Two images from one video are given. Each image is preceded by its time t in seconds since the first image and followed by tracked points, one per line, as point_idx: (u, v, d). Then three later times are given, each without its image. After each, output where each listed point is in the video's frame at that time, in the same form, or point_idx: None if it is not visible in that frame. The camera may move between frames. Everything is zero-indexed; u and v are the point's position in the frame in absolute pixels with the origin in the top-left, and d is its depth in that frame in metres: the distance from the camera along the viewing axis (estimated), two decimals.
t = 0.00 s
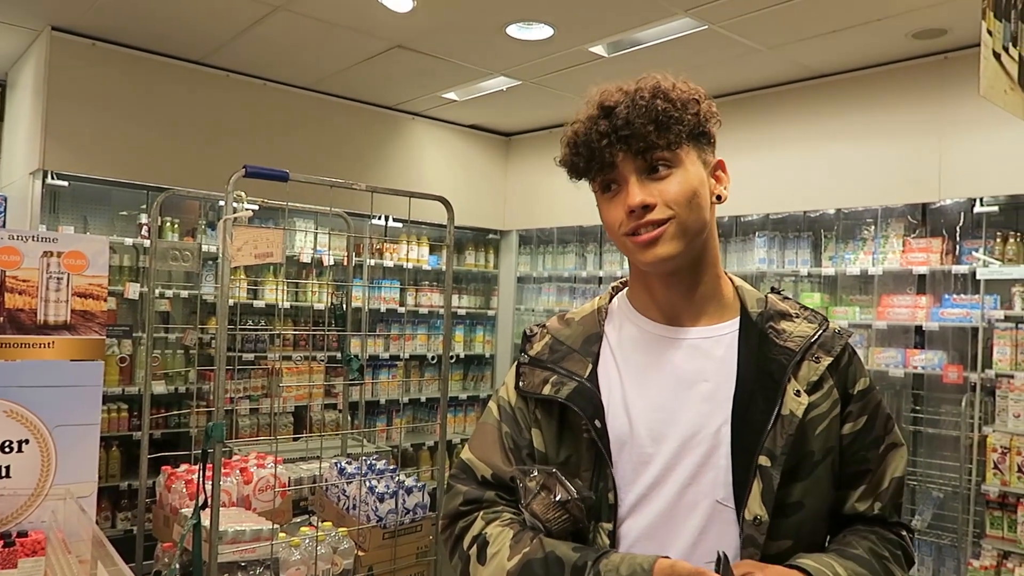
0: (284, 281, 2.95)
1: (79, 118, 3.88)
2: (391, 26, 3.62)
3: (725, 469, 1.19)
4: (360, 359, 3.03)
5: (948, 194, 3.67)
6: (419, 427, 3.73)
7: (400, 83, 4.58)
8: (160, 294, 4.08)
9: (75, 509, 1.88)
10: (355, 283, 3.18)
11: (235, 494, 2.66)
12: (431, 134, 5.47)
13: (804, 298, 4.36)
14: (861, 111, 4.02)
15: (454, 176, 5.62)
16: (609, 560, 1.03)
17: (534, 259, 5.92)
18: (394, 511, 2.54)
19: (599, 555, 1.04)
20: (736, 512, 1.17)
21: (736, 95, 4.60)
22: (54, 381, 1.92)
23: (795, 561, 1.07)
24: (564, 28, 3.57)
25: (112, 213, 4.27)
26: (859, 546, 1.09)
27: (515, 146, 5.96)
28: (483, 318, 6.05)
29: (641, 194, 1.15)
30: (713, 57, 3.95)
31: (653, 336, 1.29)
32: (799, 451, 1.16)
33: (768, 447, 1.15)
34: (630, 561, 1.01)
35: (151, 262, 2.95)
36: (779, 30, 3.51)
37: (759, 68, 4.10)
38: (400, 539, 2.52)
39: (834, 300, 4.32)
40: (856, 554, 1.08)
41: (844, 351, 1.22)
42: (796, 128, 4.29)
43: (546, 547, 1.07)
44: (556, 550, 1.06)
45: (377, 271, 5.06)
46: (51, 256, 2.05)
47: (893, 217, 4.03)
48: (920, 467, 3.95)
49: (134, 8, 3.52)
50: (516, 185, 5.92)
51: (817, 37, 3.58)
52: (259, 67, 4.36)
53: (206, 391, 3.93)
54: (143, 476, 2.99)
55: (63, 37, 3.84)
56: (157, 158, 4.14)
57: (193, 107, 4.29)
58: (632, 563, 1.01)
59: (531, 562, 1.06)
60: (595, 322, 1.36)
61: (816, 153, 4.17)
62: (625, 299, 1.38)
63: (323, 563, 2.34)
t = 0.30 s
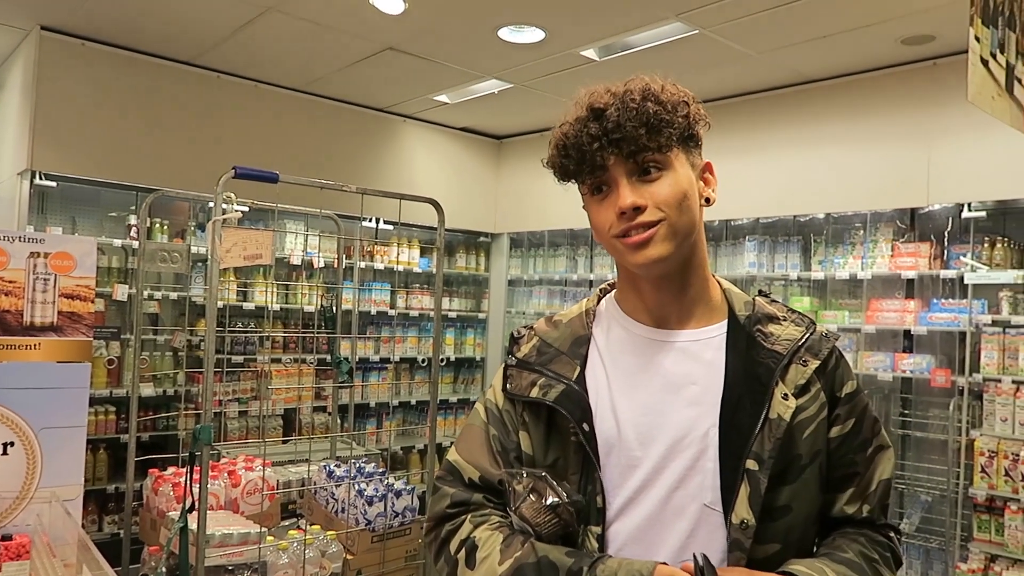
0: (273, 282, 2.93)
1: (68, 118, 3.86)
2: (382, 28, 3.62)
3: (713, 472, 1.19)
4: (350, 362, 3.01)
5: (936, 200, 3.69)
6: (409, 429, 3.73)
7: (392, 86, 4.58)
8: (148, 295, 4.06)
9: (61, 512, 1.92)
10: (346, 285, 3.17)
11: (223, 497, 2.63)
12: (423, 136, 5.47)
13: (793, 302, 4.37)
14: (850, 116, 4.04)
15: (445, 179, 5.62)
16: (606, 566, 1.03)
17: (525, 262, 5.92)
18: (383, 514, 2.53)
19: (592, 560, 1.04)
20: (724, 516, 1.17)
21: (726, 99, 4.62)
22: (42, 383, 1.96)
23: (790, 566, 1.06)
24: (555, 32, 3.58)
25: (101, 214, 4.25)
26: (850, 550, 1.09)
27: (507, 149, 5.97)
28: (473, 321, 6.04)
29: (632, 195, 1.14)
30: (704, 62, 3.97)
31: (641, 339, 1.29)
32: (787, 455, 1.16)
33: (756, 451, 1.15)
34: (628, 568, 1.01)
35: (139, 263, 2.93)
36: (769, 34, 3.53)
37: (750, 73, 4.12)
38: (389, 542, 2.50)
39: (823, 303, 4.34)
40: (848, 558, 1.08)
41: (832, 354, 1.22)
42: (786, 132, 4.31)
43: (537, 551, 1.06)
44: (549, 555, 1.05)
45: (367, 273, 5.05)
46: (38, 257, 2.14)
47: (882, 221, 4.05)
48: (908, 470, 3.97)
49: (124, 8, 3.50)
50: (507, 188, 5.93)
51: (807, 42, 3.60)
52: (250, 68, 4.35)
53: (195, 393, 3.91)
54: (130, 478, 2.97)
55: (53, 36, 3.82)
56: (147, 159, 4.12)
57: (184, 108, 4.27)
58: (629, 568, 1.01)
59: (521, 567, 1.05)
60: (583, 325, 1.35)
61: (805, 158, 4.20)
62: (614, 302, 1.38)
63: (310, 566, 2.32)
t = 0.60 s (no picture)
0: (264, 282, 2.91)
1: (58, 117, 3.84)
2: (375, 28, 3.61)
3: (706, 473, 1.19)
4: (341, 362, 3.00)
5: (926, 202, 3.72)
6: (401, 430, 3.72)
7: (384, 86, 4.58)
8: (138, 295, 4.05)
9: (48, 513, 1.93)
10: (337, 285, 3.16)
11: (213, 499, 2.67)
12: (415, 137, 5.46)
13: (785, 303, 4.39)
14: (842, 119, 4.05)
15: (437, 179, 5.62)
16: (599, 568, 1.02)
17: (517, 263, 5.92)
18: (374, 515, 2.49)
19: (585, 563, 1.04)
20: (717, 517, 1.17)
21: (718, 101, 4.63)
22: (31, 383, 1.98)
23: (782, 568, 1.06)
24: (548, 33, 3.59)
25: (91, 213, 4.22)
26: (841, 550, 1.10)
27: (499, 150, 5.97)
28: (466, 322, 6.04)
29: (631, 193, 1.13)
30: (697, 64, 3.98)
31: (632, 339, 1.29)
32: (779, 456, 1.16)
33: (749, 451, 1.16)
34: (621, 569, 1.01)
35: (129, 263, 2.92)
36: (761, 36, 3.54)
37: (741, 75, 4.13)
38: (380, 543, 2.50)
39: (814, 305, 4.36)
40: (838, 558, 1.08)
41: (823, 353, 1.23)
42: (778, 134, 4.33)
43: (530, 554, 1.06)
44: (541, 558, 1.05)
45: (360, 274, 5.05)
46: (28, 257, 2.20)
47: (872, 223, 4.07)
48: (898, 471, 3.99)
49: (115, 7, 3.48)
50: (499, 189, 5.93)
51: (799, 44, 3.61)
52: (242, 68, 4.34)
53: (185, 394, 3.90)
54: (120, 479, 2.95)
55: (43, 35, 3.80)
56: (138, 158, 4.11)
57: (175, 107, 4.26)
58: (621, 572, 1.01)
59: (515, 570, 1.05)
60: (573, 325, 1.34)
61: (797, 160, 4.21)
62: (604, 301, 1.37)
63: (302, 567, 2.32)
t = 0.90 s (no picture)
0: (261, 279, 2.91)
1: (54, 113, 3.83)
2: (372, 24, 3.61)
3: (705, 471, 1.19)
4: (338, 359, 2.99)
5: (923, 200, 3.72)
6: (398, 426, 3.73)
7: (381, 83, 4.57)
8: (135, 292, 4.04)
9: (44, 510, 1.94)
10: (335, 282, 3.16)
11: (211, 495, 2.63)
12: (412, 134, 5.46)
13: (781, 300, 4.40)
14: (839, 116, 4.06)
15: (435, 177, 5.62)
16: (598, 566, 1.02)
17: (514, 260, 5.93)
18: (371, 511, 2.50)
19: (584, 560, 1.04)
20: (716, 515, 1.17)
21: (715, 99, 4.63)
22: (25, 380, 1.99)
23: (782, 566, 1.06)
24: (545, 29, 3.58)
25: (87, 210, 4.21)
26: (840, 548, 1.10)
27: (496, 147, 5.97)
28: (462, 319, 6.04)
29: (637, 189, 1.12)
30: (694, 61, 3.98)
31: (632, 335, 1.28)
32: (780, 454, 1.17)
33: (750, 449, 1.15)
34: (619, 567, 1.01)
35: (126, 259, 2.91)
36: (759, 34, 3.54)
37: (739, 72, 4.13)
38: (376, 540, 2.48)
39: (811, 302, 4.36)
40: (838, 557, 1.09)
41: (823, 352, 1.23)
42: (775, 132, 4.33)
43: (528, 552, 1.06)
44: (539, 555, 1.05)
45: (356, 271, 5.05)
46: (24, 253, 2.19)
47: (869, 221, 4.08)
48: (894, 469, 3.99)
49: (112, 3, 3.48)
50: (496, 186, 5.93)
51: (796, 42, 3.62)
52: (239, 64, 4.33)
53: (182, 390, 3.90)
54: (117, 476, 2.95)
55: (39, 31, 3.78)
56: (134, 155, 4.10)
57: (171, 104, 4.25)
58: (620, 568, 1.01)
59: (512, 566, 1.05)
60: (573, 321, 1.34)
61: (793, 158, 4.22)
62: (604, 297, 1.37)
63: (298, 564, 2.31)
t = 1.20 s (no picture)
0: (257, 273, 2.90)
1: (49, 107, 3.81)
2: (369, 19, 3.60)
3: (703, 466, 1.19)
4: (334, 354, 2.98)
5: (919, 197, 3.73)
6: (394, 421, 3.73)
7: (378, 78, 4.56)
8: (130, 287, 4.04)
9: (41, 503, 1.83)
10: (331, 277, 3.15)
11: (205, 489, 2.61)
12: (409, 130, 5.45)
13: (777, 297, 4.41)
14: (836, 114, 4.06)
15: (432, 173, 5.61)
16: (593, 559, 1.02)
17: (510, 256, 5.93)
18: (368, 506, 2.48)
19: (580, 552, 1.04)
20: (713, 510, 1.17)
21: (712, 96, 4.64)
22: (21, 374, 2.01)
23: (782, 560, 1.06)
24: (542, 25, 3.58)
25: (83, 204, 4.20)
26: (839, 543, 1.11)
27: (493, 143, 5.96)
28: (459, 315, 6.04)
29: (637, 185, 1.12)
30: (692, 57, 3.98)
31: (631, 330, 1.28)
32: (778, 449, 1.17)
33: (747, 443, 1.16)
34: (613, 559, 1.01)
35: (121, 253, 2.90)
36: (756, 31, 3.54)
37: (736, 69, 4.13)
38: (372, 535, 2.47)
39: (807, 299, 4.37)
40: (837, 551, 1.09)
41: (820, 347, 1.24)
42: (772, 129, 4.34)
43: (524, 545, 1.06)
44: (534, 548, 1.05)
45: (353, 267, 5.05)
46: (18, 247, 2.25)
47: (865, 218, 4.10)
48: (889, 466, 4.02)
49: None
50: (493, 182, 5.92)
51: (793, 39, 3.62)
52: (235, 59, 4.31)
53: (177, 385, 3.89)
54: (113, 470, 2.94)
55: (34, 24, 3.77)
56: (130, 149, 4.09)
57: (167, 98, 4.24)
58: (615, 561, 1.01)
59: (508, 559, 1.05)
60: (572, 316, 1.33)
61: (790, 155, 4.23)
62: (602, 292, 1.37)
63: (295, 559, 2.30)
